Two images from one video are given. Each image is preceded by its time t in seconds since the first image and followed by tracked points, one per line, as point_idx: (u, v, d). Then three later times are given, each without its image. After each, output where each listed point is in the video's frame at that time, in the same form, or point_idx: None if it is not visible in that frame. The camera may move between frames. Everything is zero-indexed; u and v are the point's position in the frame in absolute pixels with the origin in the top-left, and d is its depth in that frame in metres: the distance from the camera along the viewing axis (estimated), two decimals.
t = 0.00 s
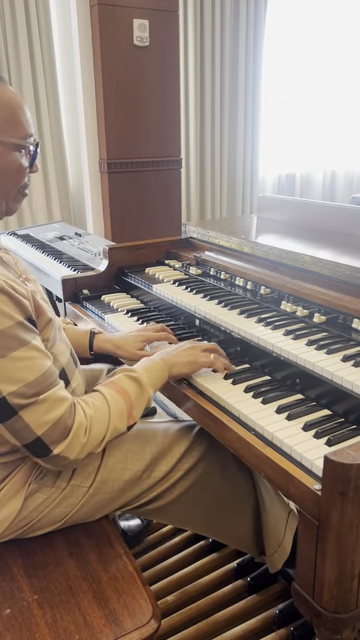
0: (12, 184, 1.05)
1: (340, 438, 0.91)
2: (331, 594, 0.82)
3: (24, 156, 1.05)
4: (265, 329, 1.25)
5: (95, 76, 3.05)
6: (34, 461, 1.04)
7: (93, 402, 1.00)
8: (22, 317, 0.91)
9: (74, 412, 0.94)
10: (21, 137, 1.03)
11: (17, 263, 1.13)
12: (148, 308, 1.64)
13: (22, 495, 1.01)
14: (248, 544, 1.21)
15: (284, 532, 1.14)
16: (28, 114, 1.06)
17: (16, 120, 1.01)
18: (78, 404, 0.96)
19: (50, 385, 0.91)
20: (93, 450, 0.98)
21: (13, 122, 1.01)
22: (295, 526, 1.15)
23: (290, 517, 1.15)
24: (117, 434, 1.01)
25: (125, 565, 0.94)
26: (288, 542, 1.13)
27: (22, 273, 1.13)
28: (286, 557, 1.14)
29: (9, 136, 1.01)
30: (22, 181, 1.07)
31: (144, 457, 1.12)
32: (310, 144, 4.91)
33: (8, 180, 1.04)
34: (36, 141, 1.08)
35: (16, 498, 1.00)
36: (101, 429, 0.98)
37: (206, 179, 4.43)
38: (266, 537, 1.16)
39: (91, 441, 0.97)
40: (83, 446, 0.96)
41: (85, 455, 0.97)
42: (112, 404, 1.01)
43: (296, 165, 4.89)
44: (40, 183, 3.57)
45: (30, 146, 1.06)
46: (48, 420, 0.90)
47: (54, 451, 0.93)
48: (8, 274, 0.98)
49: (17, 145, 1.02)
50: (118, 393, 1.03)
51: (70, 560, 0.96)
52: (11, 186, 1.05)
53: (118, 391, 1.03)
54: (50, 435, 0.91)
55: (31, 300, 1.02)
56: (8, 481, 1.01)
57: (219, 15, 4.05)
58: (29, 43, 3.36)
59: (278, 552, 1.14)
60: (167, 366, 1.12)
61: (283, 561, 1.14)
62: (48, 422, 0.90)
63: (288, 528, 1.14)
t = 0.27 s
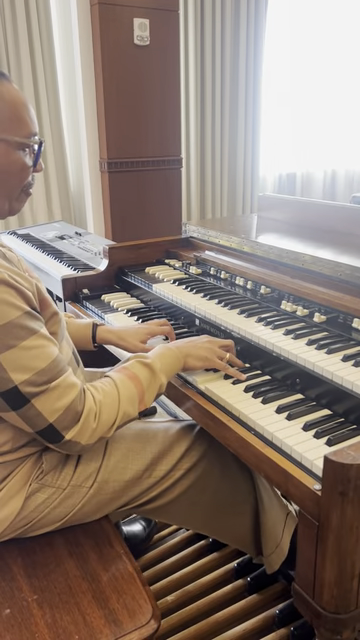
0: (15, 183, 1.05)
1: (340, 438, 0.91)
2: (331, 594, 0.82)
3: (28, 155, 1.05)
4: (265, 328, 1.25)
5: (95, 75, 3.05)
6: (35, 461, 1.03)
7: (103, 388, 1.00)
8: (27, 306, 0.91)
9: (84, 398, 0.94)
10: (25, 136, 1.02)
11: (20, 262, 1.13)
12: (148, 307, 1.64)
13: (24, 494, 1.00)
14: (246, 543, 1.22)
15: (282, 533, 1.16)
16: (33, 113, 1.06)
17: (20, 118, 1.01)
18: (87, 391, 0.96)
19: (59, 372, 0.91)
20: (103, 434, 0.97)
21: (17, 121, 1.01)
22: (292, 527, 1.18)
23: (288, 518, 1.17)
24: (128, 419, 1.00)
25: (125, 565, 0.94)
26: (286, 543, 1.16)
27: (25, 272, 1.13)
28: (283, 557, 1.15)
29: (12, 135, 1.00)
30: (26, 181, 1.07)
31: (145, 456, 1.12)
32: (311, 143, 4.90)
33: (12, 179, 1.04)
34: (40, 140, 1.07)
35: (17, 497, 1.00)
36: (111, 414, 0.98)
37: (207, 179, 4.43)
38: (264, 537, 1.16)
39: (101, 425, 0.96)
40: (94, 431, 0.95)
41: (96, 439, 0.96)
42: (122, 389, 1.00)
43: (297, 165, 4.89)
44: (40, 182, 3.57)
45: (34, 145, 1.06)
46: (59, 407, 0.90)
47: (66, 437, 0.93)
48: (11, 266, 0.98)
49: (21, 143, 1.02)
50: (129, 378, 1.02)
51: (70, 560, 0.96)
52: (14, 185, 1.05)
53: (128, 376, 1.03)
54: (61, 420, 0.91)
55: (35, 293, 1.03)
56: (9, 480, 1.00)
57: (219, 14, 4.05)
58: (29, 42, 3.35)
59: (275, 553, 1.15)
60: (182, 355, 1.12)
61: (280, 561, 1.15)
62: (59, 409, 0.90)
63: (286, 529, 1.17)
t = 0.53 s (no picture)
0: (16, 184, 1.04)
1: (341, 438, 0.91)
2: (331, 595, 0.82)
3: (30, 156, 1.05)
4: (266, 328, 1.25)
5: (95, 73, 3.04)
6: (32, 461, 1.03)
7: (100, 395, 1.00)
8: (26, 312, 0.91)
9: (80, 405, 0.94)
10: (26, 137, 1.02)
11: (19, 263, 1.13)
12: (148, 307, 1.64)
13: (22, 494, 1.00)
14: (248, 543, 1.21)
15: (285, 531, 1.14)
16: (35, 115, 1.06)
17: (22, 119, 1.01)
18: (84, 398, 0.96)
19: (56, 378, 0.91)
20: (98, 442, 0.97)
21: (19, 122, 1.00)
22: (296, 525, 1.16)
23: (290, 516, 1.15)
24: (124, 427, 1.00)
25: (125, 565, 0.94)
26: (289, 540, 1.14)
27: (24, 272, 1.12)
28: (287, 555, 1.14)
29: (13, 135, 1.00)
30: (27, 181, 1.07)
31: (143, 456, 1.12)
32: (312, 143, 4.90)
33: (13, 179, 1.03)
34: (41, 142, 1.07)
35: (16, 497, 0.99)
36: (108, 421, 0.98)
37: (207, 178, 4.42)
38: (267, 536, 1.16)
39: (97, 433, 0.96)
40: (89, 439, 0.95)
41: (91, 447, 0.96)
42: (118, 396, 1.00)
43: (297, 164, 4.89)
44: (41, 181, 3.57)
45: (36, 147, 1.06)
46: (55, 413, 0.90)
47: (61, 444, 0.93)
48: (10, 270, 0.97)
49: (22, 144, 1.02)
50: (125, 386, 1.02)
51: (69, 560, 0.96)
52: (15, 186, 1.04)
53: (125, 384, 1.03)
54: (57, 427, 0.91)
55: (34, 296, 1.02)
56: (7, 480, 1.00)
57: (220, 13, 4.04)
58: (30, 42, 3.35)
59: (279, 550, 1.14)
60: (180, 363, 1.11)
61: (284, 558, 1.14)
62: (55, 415, 0.90)
63: (289, 527, 1.14)
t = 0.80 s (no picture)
0: (27, 185, 1.03)
1: (342, 438, 0.90)
2: (332, 595, 0.82)
3: (41, 157, 1.03)
4: (266, 327, 1.25)
5: (96, 72, 3.04)
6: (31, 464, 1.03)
7: (88, 405, 0.97)
8: (15, 321, 0.89)
9: (68, 416, 0.92)
10: (37, 137, 1.01)
11: (20, 263, 1.08)
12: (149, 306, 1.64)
13: (20, 495, 1.00)
14: (244, 543, 1.22)
15: (281, 533, 1.13)
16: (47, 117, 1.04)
17: (32, 119, 1.00)
18: (72, 408, 0.94)
19: (45, 388, 0.89)
20: (87, 454, 0.95)
21: (29, 122, 1.00)
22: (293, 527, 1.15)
23: (287, 519, 1.14)
24: (114, 437, 0.99)
25: (125, 564, 0.94)
26: (285, 543, 1.13)
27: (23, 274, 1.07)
28: (282, 557, 1.14)
29: (24, 136, 0.99)
30: (38, 182, 1.05)
31: (144, 456, 1.12)
32: (313, 142, 4.89)
33: (22, 180, 1.02)
34: (53, 143, 1.06)
35: (14, 498, 0.99)
36: (97, 432, 0.96)
37: (208, 177, 4.42)
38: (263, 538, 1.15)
39: (86, 445, 0.94)
40: (78, 451, 0.93)
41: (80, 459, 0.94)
42: (107, 406, 0.98)
43: (298, 162, 4.88)
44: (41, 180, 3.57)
45: (47, 148, 1.04)
46: (42, 424, 0.88)
47: (48, 456, 0.90)
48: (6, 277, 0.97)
49: (33, 145, 1.01)
50: (114, 395, 1.00)
51: (70, 560, 0.95)
52: (26, 188, 1.03)
53: (113, 393, 1.01)
54: (44, 438, 0.88)
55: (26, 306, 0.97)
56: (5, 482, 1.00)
57: (220, 13, 4.04)
58: (30, 40, 3.35)
59: (275, 553, 1.13)
60: (165, 367, 1.09)
61: (280, 560, 1.13)
62: (42, 426, 0.88)
63: (286, 529, 1.14)
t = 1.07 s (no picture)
0: (51, 185, 1.01)
1: (342, 438, 0.90)
2: (332, 594, 0.82)
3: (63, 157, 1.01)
4: (267, 327, 1.24)
5: (96, 71, 3.04)
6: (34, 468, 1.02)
7: (91, 409, 0.96)
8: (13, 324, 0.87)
9: (68, 419, 0.91)
10: (62, 137, 0.99)
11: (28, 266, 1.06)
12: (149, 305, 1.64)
13: (22, 499, 1.00)
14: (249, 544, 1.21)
15: (286, 532, 1.13)
16: (67, 118, 1.02)
17: (57, 120, 0.98)
18: (73, 411, 0.93)
19: (42, 390, 0.88)
20: (87, 460, 0.94)
21: (55, 122, 0.97)
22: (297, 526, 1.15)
23: (293, 518, 1.14)
24: (115, 443, 0.98)
25: (126, 564, 0.94)
26: (290, 541, 1.12)
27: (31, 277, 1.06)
28: (287, 556, 1.14)
29: (50, 136, 0.97)
30: (61, 183, 1.03)
31: (148, 459, 1.12)
32: (313, 141, 4.89)
33: (47, 181, 1.00)
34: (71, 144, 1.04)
35: (16, 502, 0.99)
36: (99, 437, 0.95)
37: (208, 177, 4.41)
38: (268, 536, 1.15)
39: (86, 451, 0.93)
40: (77, 455, 0.92)
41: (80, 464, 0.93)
42: (110, 412, 0.98)
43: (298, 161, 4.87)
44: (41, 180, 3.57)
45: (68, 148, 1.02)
46: (38, 427, 0.87)
47: (45, 458, 0.89)
48: (4, 275, 0.94)
49: (58, 145, 0.98)
50: (118, 401, 1.00)
51: (70, 559, 0.95)
52: (50, 188, 1.01)
53: (118, 398, 1.00)
54: (40, 441, 0.88)
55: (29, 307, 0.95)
56: (8, 486, 0.99)
57: (221, 12, 4.04)
58: (30, 40, 3.34)
59: (280, 552, 1.13)
60: (170, 375, 1.09)
61: (284, 560, 1.14)
62: (38, 429, 0.87)
63: (291, 528, 1.14)
